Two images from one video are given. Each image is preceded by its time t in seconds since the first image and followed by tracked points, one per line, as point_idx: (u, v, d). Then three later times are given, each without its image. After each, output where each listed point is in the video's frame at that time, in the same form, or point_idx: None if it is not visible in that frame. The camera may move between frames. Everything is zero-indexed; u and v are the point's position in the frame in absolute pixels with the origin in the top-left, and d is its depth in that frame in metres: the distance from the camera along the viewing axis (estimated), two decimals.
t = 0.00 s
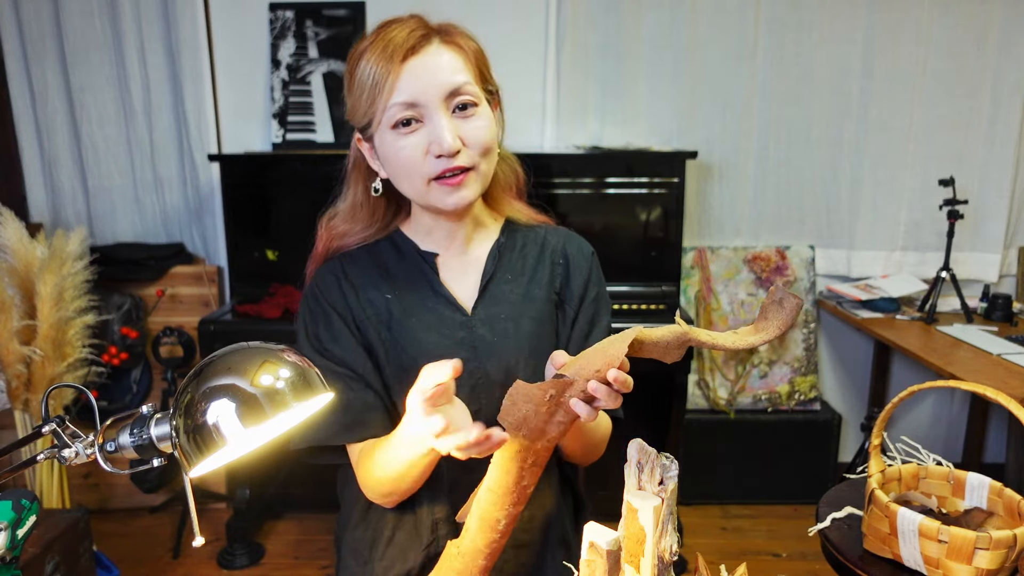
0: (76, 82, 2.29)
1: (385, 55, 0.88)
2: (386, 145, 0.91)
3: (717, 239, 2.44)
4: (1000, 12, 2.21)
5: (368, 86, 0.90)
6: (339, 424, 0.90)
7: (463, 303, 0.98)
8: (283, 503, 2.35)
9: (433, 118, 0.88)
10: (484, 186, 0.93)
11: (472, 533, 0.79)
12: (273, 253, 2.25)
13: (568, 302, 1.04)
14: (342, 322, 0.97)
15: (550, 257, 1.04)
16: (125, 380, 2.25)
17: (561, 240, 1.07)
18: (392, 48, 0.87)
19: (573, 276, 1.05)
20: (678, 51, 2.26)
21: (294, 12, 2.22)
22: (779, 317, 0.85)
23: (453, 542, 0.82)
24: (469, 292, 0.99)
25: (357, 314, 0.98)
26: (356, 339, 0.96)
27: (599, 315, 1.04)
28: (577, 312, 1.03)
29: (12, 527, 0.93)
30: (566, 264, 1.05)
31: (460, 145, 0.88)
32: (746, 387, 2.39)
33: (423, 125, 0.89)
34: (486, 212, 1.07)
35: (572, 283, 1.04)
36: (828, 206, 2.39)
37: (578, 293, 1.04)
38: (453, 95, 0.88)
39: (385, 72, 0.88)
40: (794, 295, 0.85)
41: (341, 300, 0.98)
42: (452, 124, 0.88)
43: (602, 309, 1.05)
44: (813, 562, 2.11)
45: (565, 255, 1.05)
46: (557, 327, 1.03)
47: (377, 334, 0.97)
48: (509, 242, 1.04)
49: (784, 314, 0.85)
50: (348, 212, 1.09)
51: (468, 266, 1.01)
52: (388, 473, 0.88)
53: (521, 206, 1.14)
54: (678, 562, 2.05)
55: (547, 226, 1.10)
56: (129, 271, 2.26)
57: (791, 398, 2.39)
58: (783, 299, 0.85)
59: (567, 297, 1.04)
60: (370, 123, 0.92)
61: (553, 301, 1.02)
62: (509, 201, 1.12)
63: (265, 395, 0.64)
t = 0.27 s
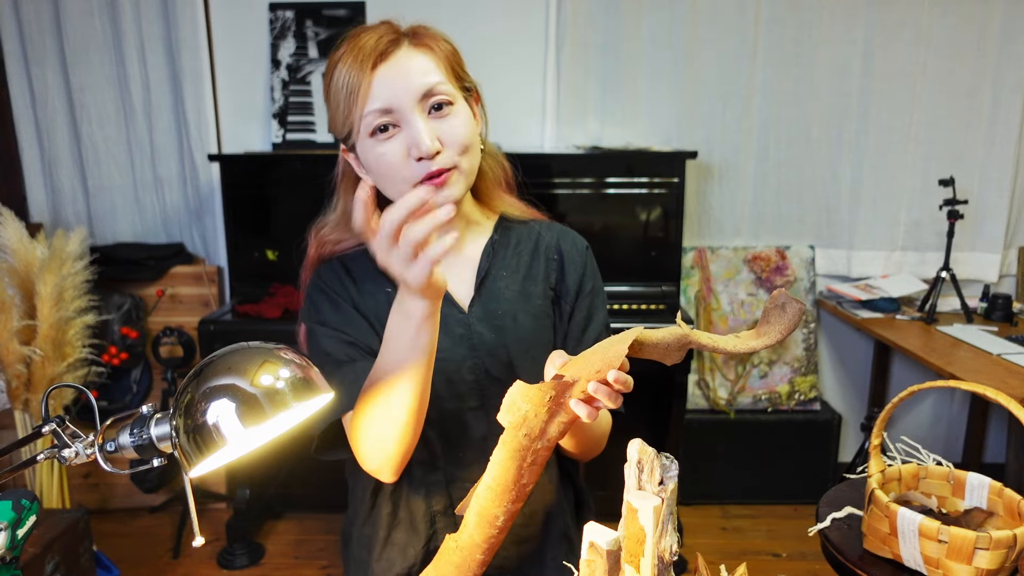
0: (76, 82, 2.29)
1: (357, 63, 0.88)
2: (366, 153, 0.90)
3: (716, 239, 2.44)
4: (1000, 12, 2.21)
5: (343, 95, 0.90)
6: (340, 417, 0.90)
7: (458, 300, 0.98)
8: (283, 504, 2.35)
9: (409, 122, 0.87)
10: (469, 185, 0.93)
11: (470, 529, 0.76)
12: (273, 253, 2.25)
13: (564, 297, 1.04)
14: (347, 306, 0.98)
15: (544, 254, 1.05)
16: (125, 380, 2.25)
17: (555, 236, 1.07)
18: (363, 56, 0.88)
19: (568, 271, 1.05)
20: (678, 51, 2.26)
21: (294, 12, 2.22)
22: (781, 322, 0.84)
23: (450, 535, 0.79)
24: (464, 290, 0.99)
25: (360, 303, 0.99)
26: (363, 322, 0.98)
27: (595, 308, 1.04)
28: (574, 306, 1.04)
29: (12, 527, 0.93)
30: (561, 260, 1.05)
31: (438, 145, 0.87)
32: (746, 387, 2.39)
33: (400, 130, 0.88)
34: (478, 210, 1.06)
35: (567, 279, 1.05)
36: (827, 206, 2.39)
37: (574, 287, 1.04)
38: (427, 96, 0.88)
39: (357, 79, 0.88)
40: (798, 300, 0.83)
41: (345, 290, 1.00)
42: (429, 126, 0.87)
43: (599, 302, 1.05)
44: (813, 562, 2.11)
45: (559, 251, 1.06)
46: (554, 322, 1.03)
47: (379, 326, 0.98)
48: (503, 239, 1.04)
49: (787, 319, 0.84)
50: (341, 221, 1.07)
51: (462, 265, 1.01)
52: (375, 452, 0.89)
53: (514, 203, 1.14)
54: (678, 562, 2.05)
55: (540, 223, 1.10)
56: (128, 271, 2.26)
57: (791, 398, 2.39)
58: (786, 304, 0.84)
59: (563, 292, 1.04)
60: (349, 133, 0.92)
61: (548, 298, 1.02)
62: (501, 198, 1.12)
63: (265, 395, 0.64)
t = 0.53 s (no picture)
0: (76, 82, 2.29)
1: (336, 73, 0.88)
2: (354, 164, 0.91)
3: (716, 239, 2.44)
4: (1001, 12, 2.21)
5: (325, 107, 0.90)
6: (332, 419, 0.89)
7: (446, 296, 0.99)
8: (283, 504, 2.35)
9: (394, 130, 0.87)
10: (458, 187, 0.93)
11: (483, 529, 0.73)
12: (273, 253, 2.25)
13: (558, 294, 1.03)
14: (339, 313, 0.98)
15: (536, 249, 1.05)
16: (125, 380, 2.25)
17: (546, 232, 1.08)
18: (342, 66, 0.87)
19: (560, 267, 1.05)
20: (678, 51, 2.26)
21: (294, 12, 2.22)
22: (787, 307, 0.85)
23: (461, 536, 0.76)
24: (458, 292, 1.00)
25: (351, 310, 0.99)
26: (356, 327, 0.97)
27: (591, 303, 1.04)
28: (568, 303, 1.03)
29: (12, 527, 0.93)
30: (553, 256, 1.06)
31: (425, 151, 0.87)
32: (746, 387, 2.39)
33: (386, 138, 0.88)
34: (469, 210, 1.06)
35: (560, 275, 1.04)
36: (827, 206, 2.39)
37: (568, 284, 1.04)
38: (410, 102, 0.88)
39: (338, 90, 0.88)
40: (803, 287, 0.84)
41: (335, 297, 1.00)
42: (414, 133, 0.87)
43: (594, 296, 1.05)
44: (813, 562, 2.11)
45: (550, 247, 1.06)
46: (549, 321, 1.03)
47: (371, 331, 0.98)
48: (496, 237, 1.04)
49: (792, 304, 0.85)
50: (328, 229, 1.09)
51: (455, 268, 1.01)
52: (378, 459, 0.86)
53: (502, 200, 1.14)
54: (678, 562, 2.05)
55: (530, 220, 1.11)
56: (128, 271, 2.25)
57: (791, 398, 2.39)
58: (791, 290, 0.86)
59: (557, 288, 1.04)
60: (335, 143, 0.92)
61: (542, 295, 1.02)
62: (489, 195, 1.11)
63: (265, 395, 0.64)
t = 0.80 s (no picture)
0: (76, 83, 2.29)
1: (337, 64, 0.88)
2: (353, 156, 0.90)
3: (716, 239, 2.44)
4: (1001, 12, 2.21)
5: (325, 99, 0.90)
6: (329, 426, 0.90)
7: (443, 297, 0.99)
8: (283, 504, 2.35)
9: (394, 121, 0.87)
10: (458, 182, 0.92)
11: (484, 529, 0.72)
12: (273, 253, 2.25)
13: (558, 298, 1.04)
14: (336, 318, 0.97)
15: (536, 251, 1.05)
16: (125, 380, 2.25)
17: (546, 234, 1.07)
18: (343, 56, 0.88)
19: (560, 270, 1.04)
20: (678, 51, 2.26)
21: (294, 12, 2.22)
22: (793, 315, 0.85)
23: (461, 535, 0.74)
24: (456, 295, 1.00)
25: (349, 315, 0.99)
26: (353, 332, 0.97)
27: (589, 306, 1.05)
28: (567, 307, 1.04)
29: (12, 527, 0.93)
30: (553, 259, 1.05)
31: (425, 142, 0.87)
32: (746, 387, 2.39)
33: (385, 130, 0.88)
34: (467, 211, 1.05)
35: (559, 278, 1.04)
36: (827, 206, 2.39)
37: (567, 287, 1.04)
38: (410, 93, 0.88)
39: (339, 81, 0.88)
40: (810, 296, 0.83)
41: (332, 302, 0.99)
42: (414, 124, 0.87)
43: (593, 299, 1.06)
44: (813, 562, 2.11)
45: (551, 249, 1.06)
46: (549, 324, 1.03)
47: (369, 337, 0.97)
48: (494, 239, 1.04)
49: (799, 312, 0.85)
50: (323, 228, 1.08)
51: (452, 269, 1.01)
52: (392, 458, 0.84)
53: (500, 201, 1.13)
54: (678, 562, 2.05)
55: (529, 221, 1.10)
56: (128, 271, 2.25)
57: (791, 398, 2.39)
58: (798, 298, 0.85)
59: (556, 292, 1.04)
60: (334, 136, 0.92)
61: (542, 298, 1.02)
62: (486, 197, 1.11)
63: (265, 395, 0.64)
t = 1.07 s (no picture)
0: (76, 83, 2.29)
1: (345, 62, 0.87)
2: (357, 157, 0.90)
3: (716, 240, 2.44)
4: (1001, 12, 2.21)
5: (331, 97, 0.89)
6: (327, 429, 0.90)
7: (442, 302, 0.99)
8: (283, 503, 2.35)
9: (400, 125, 0.87)
10: (462, 187, 0.93)
11: (454, 526, 0.76)
12: (273, 253, 2.25)
13: (557, 303, 1.04)
14: (330, 327, 0.97)
15: (537, 256, 1.05)
16: (125, 380, 2.25)
17: (548, 238, 1.07)
18: (351, 55, 0.87)
19: (561, 276, 1.05)
20: (678, 51, 2.26)
21: (294, 12, 2.22)
22: (792, 347, 0.86)
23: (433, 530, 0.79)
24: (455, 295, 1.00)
25: (344, 321, 0.98)
26: (345, 342, 0.97)
27: (590, 312, 1.04)
28: (567, 313, 1.04)
29: (12, 527, 0.93)
30: (554, 264, 1.05)
31: (430, 147, 0.87)
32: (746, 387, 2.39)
33: (391, 132, 0.88)
34: (469, 212, 1.05)
35: (560, 284, 1.05)
36: (827, 206, 2.39)
37: (567, 293, 1.04)
38: (417, 97, 0.88)
39: (346, 80, 0.87)
40: (809, 325, 0.85)
41: (329, 307, 0.99)
42: (420, 128, 0.87)
43: (595, 306, 1.05)
44: (813, 562, 2.11)
45: (552, 254, 1.06)
46: (547, 330, 1.04)
47: (365, 342, 0.97)
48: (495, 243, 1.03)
49: (799, 344, 0.85)
50: (324, 224, 1.08)
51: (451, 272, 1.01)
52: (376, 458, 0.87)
53: (505, 205, 1.13)
54: (678, 562, 2.05)
55: (533, 224, 1.09)
56: (129, 271, 2.26)
57: (791, 398, 2.39)
58: (798, 328, 0.86)
59: (555, 298, 1.04)
60: (338, 135, 0.92)
61: (540, 304, 1.03)
62: (490, 200, 1.10)
63: (265, 395, 0.64)
